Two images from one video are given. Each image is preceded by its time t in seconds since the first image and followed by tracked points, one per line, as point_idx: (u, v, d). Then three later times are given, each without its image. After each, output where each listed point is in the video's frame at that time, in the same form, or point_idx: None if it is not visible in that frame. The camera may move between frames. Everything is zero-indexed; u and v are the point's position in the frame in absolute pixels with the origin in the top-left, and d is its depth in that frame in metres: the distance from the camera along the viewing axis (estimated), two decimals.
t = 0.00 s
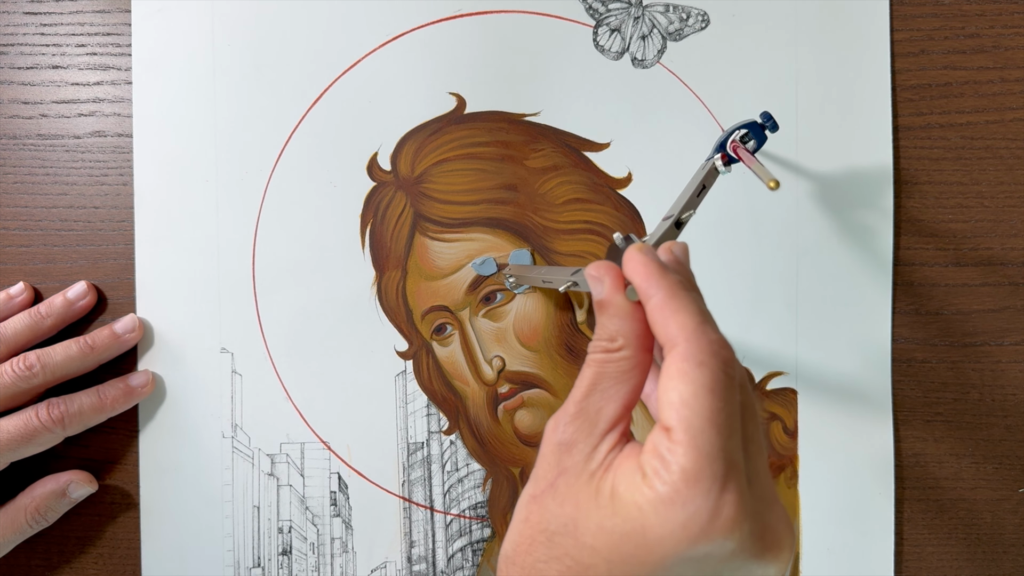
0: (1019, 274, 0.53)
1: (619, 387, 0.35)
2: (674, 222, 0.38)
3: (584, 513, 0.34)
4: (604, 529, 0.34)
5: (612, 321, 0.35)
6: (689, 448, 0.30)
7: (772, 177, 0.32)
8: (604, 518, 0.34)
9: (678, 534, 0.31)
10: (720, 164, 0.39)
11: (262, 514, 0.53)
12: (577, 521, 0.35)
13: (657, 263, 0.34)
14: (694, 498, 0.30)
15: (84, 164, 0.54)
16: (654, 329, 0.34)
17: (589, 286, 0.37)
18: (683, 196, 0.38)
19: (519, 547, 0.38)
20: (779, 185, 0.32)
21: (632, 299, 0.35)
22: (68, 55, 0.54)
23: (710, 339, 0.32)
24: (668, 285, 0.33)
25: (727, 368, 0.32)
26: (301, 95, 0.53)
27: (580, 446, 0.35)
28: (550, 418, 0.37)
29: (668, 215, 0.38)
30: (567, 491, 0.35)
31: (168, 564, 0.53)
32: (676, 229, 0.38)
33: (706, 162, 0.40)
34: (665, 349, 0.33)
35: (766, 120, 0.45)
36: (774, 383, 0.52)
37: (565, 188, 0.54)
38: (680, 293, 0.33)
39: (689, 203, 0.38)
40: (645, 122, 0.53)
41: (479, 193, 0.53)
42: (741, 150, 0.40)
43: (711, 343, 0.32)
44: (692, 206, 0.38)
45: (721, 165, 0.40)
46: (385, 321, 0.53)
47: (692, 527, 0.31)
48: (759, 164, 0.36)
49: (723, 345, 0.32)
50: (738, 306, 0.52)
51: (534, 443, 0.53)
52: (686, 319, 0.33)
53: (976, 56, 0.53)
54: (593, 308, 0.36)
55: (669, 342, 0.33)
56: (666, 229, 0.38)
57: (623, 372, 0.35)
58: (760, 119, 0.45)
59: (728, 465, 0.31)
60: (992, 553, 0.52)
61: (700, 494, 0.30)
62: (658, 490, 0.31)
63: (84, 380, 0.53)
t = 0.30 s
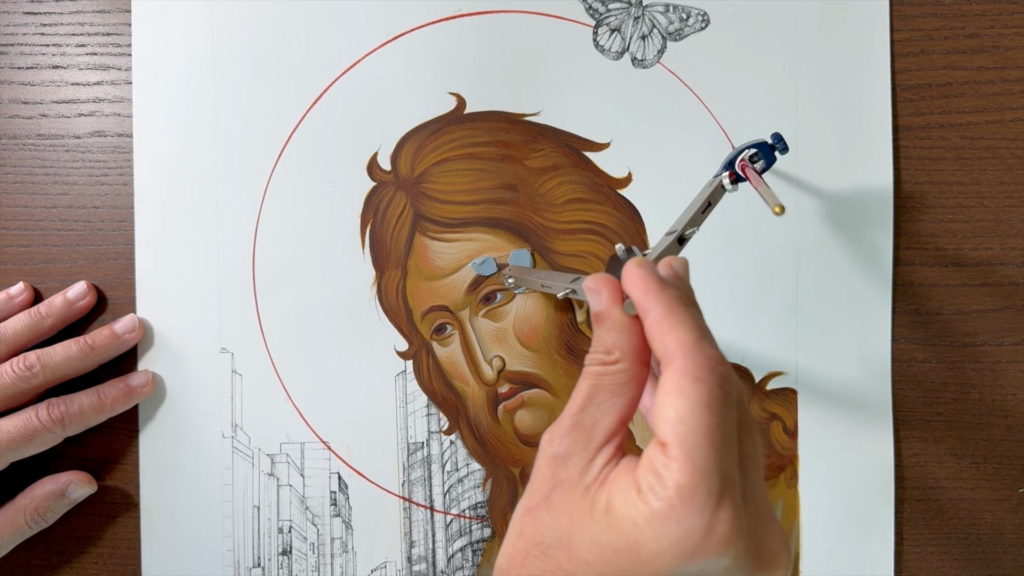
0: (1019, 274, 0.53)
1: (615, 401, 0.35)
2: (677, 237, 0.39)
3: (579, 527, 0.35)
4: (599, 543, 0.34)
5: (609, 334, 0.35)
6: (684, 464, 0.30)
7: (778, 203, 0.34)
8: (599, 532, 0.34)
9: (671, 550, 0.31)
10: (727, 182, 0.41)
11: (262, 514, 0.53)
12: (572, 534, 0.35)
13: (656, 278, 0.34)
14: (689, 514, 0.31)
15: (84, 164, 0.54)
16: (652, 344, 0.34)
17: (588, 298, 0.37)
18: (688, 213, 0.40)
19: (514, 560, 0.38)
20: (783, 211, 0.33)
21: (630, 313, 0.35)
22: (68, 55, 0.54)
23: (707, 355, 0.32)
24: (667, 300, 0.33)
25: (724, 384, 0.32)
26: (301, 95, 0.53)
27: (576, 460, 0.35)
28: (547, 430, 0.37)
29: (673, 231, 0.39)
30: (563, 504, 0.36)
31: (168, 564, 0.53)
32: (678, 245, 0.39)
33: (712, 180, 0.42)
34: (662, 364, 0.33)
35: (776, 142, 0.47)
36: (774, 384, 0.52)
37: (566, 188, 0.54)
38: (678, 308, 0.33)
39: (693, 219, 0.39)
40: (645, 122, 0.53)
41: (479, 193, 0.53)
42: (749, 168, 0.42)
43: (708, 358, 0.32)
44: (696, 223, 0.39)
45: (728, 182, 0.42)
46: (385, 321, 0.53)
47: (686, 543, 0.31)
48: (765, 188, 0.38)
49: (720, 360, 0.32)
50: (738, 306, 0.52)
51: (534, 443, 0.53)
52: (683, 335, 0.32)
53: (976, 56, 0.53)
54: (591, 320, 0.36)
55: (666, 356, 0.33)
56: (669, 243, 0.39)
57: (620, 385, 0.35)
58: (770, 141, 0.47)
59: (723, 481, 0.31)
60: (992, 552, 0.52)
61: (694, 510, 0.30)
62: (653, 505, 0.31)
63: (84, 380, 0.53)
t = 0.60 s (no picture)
0: (1019, 274, 0.53)
1: (611, 408, 0.35)
2: (679, 250, 0.39)
3: (574, 535, 0.34)
4: (593, 551, 0.34)
5: (606, 341, 0.36)
6: (679, 473, 0.30)
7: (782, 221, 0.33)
8: (593, 540, 0.34)
9: (665, 558, 0.32)
10: (733, 199, 0.42)
11: (262, 514, 0.53)
12: (566, 543, 0.35)
13: (654, 287, 0.34)
14: (683, 523, 0.31)
15: (84, 164, 0.54)
16: (648, 352, 0.34)
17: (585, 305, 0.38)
18: (692, 227, 0.40)
19: (507, 568, 0.37)
20: (787, 230, 0.33)
21: (627, 321, 0.35)
22: (68, 55, 0.54)
23: (703, 364, 0.32)
24: (664, 309, 0.34)
25: (719, 393, 0.32)
26: (301, 95, 0.53)
27: (571, 467, 0.35)
28: (541, 437, 0.37)
29: (675, 243, 0.39)
30: (557, 513, 0.35)
31: (168, 564, 0.53)
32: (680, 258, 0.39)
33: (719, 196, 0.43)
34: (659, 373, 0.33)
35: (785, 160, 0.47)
36: (774, 383, 0.52)
37: (566, 188, 0.54)
38: (675, 318, 0.34)
39: (697, 233, 0.39)
40: (645, 122, 0.53)
41: (479, 193, 0.53)
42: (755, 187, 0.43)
43: (704, 367, 0.32)
44: (699, 236, 0.39)
45: (734, 201, 0.42)
46: (386, 321, 0.53)
47: (679, 551, 0.31)
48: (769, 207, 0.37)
49: (716, 370, 0.32)
50: (738, 306, 0.52)
51: (534, 443, 0.53)
52: (679, 344, 0.33)
53: (976, 56, 0.53)
54: (589, 327, 0.37)
55: (662, 365, 0.33)
56: (670, 254, 0.39)
57: (616, 392, 0.35)
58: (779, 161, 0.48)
59: (718, 491, 0.31)
60: (992, 552, 0.52)
61: (689, 519, 0.31)
62: (648, 514, 0.31)
63: (83, 380, 0.53)
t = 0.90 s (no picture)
0: (1019, 274, 0.53)
1: (602, 420, 0.35)
2: (677, 265, 0.39)
3: (563, 547, 0.34)
4: (581, 564, 0.33)
5: (597, 352, 0.36)
6: (669, 487, 0.30)
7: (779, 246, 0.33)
8: (582, 553, 0.34)
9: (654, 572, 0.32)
10: (736, 217, 0.43)
11: (262, 514, 0.53)
12: (555, 555, 0.34)
13: (647, 301, 0.34)
14: (672, 538, 0.31)
15: (84, 164, 0.54)
16: (640, 365, 0.34)
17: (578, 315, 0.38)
18: (693, 241, 0.40)
19: None
20: (786, 255, 0.33)
21: (620, 333, 0.35)
22: (68, 55, 0.54)
23: (695, 378, 0.32)
24: (656, 323, 0.34)
25: (711, 408, 0.32)
26: (301, 95, 0.53)
27: (560, 478, 0.35)
28: (532, 448, 0.37)
29: (674, 257, 0.40)
30: (546, 524, 0.35)
31: (168, 563, 0.53)
32: (678, 272, 0.40)
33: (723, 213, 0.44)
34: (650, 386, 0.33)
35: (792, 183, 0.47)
36: (774, 383, 0.52)
37: (565, 188, 0.54)
38: (667, 332, 0.34)
39: (697, 249, 0.40)
40: (645, 123, 0.53)
41: (479, 193, 0.53)
42: (759, 208, 0.43)
43: (695, 382, 0.32)
44: (698, 252, 0.40)
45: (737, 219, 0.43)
46: (386, 321, 0.53)
47: (667, 566, 0.31)
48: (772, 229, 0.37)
49: (708, 385, 0.32)
50: (739, 307, 0.52)
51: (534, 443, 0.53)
52: (671, 358, 0.33)
53: (976, 56, 0.53)
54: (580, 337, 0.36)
55: (654, 379, 0.33)
56: (669, 270, 0.39)
57: (607, 404, 0.35)
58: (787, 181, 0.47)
59: (707, 506, 0.31)
60: (992, 552, 0.52)
61: (678, 534, 0.31)
62: (637, 528, 0.31)
63: (83, 380, 0.54)
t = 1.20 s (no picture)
0: (1019, 274, 0.53)
1: (592, 433, 0.35)
2: (676, 284, 0.39)
3: (550, 560, 0.34)
4: None
5: (588, 364, 0.36)
6: (656, 502, 0.31)
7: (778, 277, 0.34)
8: (569, 566, 0.34)
9: None
10: (740, 243, 0.43)
11: (262, 514, 0.53)
12: (542, 567, 0.35)
13: (640, 315, 0.34)
14: (659, 553, 0.31)
15: (84, 165, 0.54)
16: (631, 379, 0.34)
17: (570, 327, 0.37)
18: (695, 262, 0.40)
19: None
20: (785, 285, 0.34)
21: (612, 347, 0.35)
22: (68, 55, 0.54)
23: (685, 394, 0.32)
24: (648, 338, 0.34)
25: (700, 424, 0.32)
26: (302, 95, 0.53)
27: (549, 490, 0.35)
28: (522, 459, 0.37)
29: (675, 275, 0.39)
30: (535, 537, 0.35)
31: (168, 564, 0.53)
32: (676, 291, 0.40)
33: (726, 237, 0.43)
34: (640, 400, 0.33)
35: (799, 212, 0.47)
36: (774, 383, 0.52)
37: (565, 188, 0.54)
38: (659, 347, 0.34)
39: (697, 270, 0.40)
40: (645, 124, 0.53)
41: (479, 193, 0.53)
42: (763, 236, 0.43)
43: (685, 398, 0.32)
44: (698, 273, 0.40)
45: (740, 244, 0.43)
46: (386, 321, 0.53)
47: None
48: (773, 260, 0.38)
49: (698, 401, 0.32)
50: (738, 307, 0.52)
51: (534, 443, 0.53)
52: (661, 373, 0.33)
53: (976, 56, 0.53)
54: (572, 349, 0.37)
55: (644, 394, 0.33)
56: (667, 287, 0.39)
57: (597, 417, 0.35)
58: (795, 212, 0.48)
59: (695, 522, 0.31)
60: (992, 552, 0.52)
61: (665, 550, 0.31)
62: (624, 543, 0.31)
63: (83, 381, 0.54)
